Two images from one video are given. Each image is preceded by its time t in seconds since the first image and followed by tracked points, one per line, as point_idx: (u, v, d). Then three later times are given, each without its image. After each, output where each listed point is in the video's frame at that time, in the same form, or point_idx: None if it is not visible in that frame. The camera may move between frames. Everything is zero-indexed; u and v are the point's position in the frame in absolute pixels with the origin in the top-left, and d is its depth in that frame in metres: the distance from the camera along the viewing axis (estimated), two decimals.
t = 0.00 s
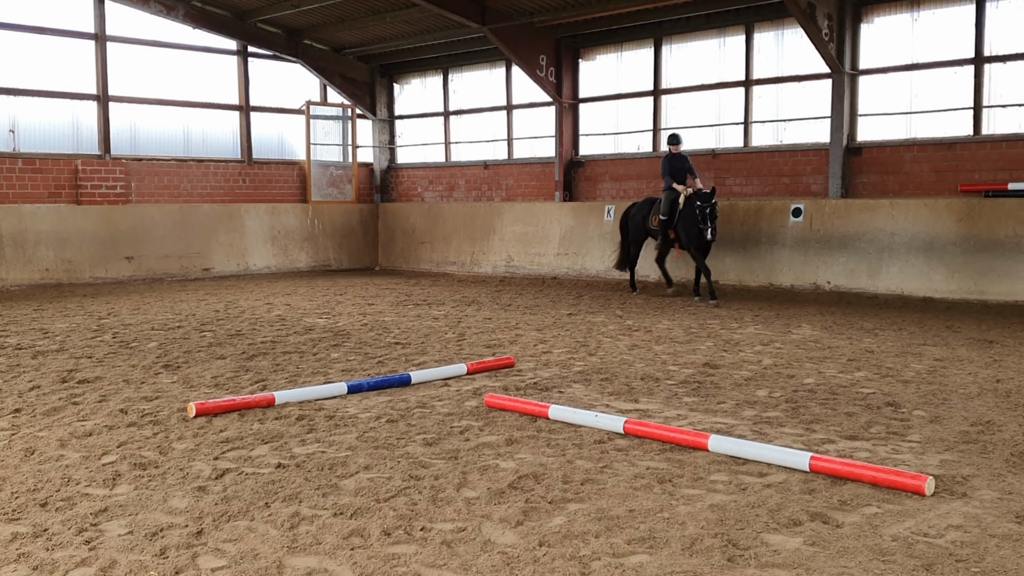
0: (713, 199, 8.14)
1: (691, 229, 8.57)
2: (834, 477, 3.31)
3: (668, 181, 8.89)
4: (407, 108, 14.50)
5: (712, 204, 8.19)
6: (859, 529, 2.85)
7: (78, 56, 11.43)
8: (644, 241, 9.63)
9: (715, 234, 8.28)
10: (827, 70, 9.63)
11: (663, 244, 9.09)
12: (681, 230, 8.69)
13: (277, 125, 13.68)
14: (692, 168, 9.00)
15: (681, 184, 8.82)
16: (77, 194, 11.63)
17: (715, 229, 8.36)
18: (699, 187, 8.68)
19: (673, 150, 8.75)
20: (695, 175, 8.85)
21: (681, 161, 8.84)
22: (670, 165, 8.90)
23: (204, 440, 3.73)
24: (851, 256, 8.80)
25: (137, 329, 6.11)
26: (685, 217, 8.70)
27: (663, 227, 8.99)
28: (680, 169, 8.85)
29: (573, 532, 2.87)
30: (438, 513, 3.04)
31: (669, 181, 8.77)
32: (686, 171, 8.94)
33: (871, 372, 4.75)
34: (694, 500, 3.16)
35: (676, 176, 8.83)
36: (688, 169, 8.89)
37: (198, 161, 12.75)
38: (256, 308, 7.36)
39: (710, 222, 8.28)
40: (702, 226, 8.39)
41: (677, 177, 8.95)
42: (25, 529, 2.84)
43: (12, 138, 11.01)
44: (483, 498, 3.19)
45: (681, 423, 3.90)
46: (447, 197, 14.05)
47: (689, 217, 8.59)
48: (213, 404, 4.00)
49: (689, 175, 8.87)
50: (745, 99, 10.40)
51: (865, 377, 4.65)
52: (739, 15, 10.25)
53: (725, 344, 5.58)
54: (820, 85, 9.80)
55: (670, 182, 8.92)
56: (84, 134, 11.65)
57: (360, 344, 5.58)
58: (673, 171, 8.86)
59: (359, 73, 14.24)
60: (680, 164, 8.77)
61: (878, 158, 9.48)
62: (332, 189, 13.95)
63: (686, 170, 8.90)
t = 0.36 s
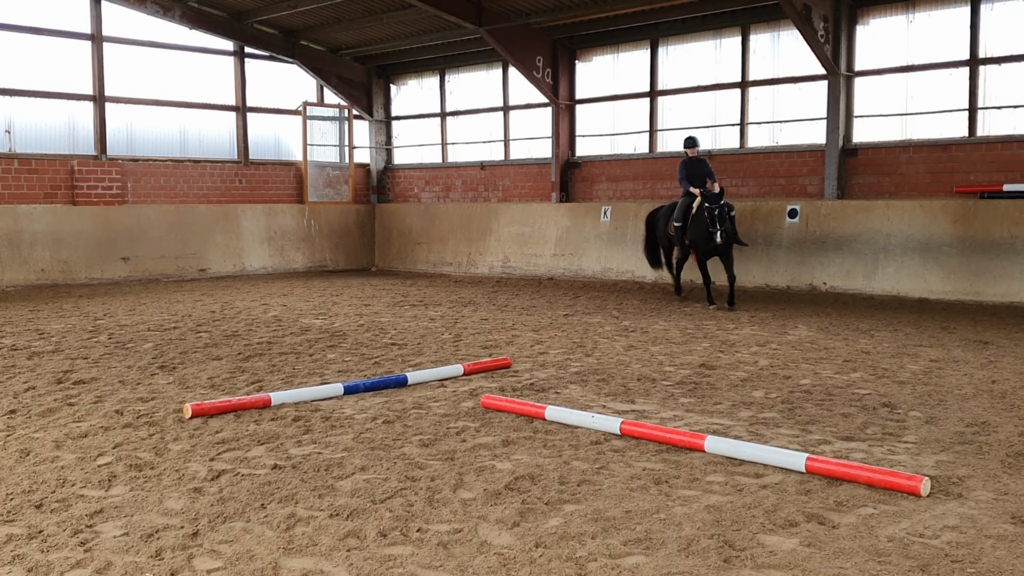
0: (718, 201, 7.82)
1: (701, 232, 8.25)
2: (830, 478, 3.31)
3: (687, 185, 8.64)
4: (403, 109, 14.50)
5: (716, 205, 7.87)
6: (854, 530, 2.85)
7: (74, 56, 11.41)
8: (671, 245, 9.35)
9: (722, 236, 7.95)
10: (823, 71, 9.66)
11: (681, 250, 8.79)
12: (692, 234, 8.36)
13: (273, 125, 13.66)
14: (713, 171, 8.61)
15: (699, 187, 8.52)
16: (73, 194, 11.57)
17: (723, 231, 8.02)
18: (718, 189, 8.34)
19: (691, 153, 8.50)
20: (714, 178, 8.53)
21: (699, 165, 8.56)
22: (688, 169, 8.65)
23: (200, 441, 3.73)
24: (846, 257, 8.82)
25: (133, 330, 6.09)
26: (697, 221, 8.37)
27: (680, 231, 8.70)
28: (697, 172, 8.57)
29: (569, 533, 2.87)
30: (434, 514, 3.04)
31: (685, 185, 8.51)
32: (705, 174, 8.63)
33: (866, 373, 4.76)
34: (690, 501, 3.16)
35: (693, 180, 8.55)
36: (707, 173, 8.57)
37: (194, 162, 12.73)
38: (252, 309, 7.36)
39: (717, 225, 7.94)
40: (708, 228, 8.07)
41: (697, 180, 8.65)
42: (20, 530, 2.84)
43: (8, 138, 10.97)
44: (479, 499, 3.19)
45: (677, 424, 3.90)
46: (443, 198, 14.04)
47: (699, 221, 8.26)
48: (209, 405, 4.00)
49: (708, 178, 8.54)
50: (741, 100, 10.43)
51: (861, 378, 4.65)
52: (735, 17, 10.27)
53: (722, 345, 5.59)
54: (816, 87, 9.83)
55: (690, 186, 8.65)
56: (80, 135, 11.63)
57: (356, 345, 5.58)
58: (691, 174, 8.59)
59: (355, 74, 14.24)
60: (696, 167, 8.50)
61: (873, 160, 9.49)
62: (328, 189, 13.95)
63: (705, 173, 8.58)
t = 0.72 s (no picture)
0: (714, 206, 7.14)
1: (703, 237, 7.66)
2: (826, 479, 3.32)
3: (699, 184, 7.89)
4: (400, 110, 14.49)
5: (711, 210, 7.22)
6: (851, 530, 2.85)
7: (70, 57, 11.41)
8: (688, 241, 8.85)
9: (716, 242, 7.35)
10: (819, 72, 9.67)
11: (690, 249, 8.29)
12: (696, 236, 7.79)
13: (270, 126, 13.64)
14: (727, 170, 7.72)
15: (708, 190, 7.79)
16: (69, 196, 11.55)
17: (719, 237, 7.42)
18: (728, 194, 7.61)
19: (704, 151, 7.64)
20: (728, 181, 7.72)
21: (712, 164, 7.72)
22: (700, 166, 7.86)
23: (196, 442, 3.72)
24: (843, 258, 8.82)
25: (130, 331, 6.09)
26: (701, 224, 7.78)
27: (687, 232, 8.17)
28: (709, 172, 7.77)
29: (565, 534, 2.87)
30: (430, 515, 3.04)
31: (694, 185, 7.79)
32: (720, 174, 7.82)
33: (862, 374, 4.76)
34: (687, 502, 3.16)
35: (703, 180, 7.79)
36: (722, 173, 7.72)
37: (191, 163, 12.72)
38: (249, 310, 7.35)
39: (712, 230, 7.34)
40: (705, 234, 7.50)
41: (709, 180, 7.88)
42: (16, 531, 2.84)
43: (3, 138, 10.95)
44: (475, 500, 3.19)
45: (672, 425, 3.89)
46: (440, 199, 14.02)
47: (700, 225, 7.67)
48: (205, 406, 4.00)
49: (721, 179, 7.72)
50: (737, 102, 10.43)
51: (857, 379, 4.66)
52: (732, 18, 10.28)
53: (718, 346, 5.59)
54: (812, 88, 9.84)
55: (703, 184, 7.92)
56: (76, 136, 11.62)
57: (352, 346, 5.58)
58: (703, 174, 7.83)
59: (352, 76, 14.23)
60: (707, 167, 7.67)
61: (870, 161, 9.49)
62: (325, 190, 13.96)
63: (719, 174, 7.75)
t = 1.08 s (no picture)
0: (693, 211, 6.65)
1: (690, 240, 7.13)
2: (821, 480, 3.32)
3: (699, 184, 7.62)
4: (396, 110, 14.48)
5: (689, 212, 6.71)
6: (845, 531, 2.86)
7: (64, 57, 11.38)
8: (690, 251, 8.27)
9: (699, 247, 6.81)
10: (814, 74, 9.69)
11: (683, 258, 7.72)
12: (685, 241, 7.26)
13: (265, 127, 13.61)
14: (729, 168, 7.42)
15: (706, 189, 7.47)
16: (64, 196, 11.52)
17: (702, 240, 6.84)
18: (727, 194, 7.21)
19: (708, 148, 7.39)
20: (728, 181, 7.37)
21: (714, 163, 7.46)
22: (702, 166, 7.60)
23: (191, 442, 3.72)
24: (838, 259, 8.84)
25: (124, 332, 6.08)
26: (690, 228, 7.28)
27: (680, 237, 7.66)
28: (709, 172, 7.50)
29: (560, 535, 2.88)
30: (425, 516, 3.04)
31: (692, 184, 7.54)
32: (721, 175, 7.52)
33: (857, 374, 4.77)
34: (682, 503, 3.17)
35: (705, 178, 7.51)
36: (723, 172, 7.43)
37: (186, 164, 12.70)
38: (244, 311, 7.34)
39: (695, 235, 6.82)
40: (690, 236, 7.04)
41: (710, 181, 7.59)
42: (10, 532, 2.83)
43: None
44: (470, 500, 3.19)
45: (668, 425, 3.90)
46: (435, 200, 14.01)
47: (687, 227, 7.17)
48: (200, 407, 3.99)
49: (723, 177, 7.43)
50: (732, 103, 10.44)
51: (852, 380, 4.67)
52: (727, 19, 10.29)
53: (713, 347, 5.60)
54: (807, 89, 9.86)
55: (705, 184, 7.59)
56: (71, 136, 11.59)
57: (348, 346, 5.57)
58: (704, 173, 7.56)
59: (348, 76, 14.22)
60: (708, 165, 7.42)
61: (865, 162, 9.51)
62: (320, 190, 13.92)
63: (720, 175, 7.45)
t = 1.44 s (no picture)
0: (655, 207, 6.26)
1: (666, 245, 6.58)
2: (815, 480, 3.33)
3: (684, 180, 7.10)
4: (390, 111, 14.46)
5: (650, 208, 6.31)
6: (838, 532, 2.86)
7: (58, 57, 11.34)
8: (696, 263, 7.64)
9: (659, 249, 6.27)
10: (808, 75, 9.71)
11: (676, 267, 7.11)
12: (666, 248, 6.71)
13: (259, 127, 13.59)
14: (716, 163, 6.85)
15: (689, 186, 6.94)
16: (57, 196, 11.46)
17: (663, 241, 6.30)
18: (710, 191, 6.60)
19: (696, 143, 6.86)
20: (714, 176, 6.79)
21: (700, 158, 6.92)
22: (688, 162, 7.09)
23: (184, 444, 3.71)
24: (832, 260, 8.86)
25: (117, 333, 6.06)
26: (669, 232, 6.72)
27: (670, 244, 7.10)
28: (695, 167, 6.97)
29: (554, 536, 2.88)
30: (419, 518, 3.04)
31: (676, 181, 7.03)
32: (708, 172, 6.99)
33: (851, 375, 4.78)
34: (676, 504, 3.17)
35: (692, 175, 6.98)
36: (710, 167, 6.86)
37: (179, 164, 12.65)
38: (238, 312, 7.33)
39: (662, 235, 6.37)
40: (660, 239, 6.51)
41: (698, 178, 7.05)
42: (2, 534, 2.82)
43: None
44: (464, 502, 3.19)
45: (662, 426, 3.89)
46: (430, 201, 14.00)
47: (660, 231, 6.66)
48: (193, 408, 3.98)
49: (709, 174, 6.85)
50: (726, 104, 10.46)
51: (845, 381, 4.68)
52: (721, 21, 10.31)
53: (707, 348, 5.60)
54: (801, 90, 9.87)
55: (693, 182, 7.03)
56: (64, 136, 11.55)
57: (342, 347, 5.56)
58: (690, 169, 7.05)
59: (342, 77, 14.20)
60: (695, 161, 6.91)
61: (858, 163, 9.54)
62: (314, 192, 13.93)
63: (707, 171, 6.94)
